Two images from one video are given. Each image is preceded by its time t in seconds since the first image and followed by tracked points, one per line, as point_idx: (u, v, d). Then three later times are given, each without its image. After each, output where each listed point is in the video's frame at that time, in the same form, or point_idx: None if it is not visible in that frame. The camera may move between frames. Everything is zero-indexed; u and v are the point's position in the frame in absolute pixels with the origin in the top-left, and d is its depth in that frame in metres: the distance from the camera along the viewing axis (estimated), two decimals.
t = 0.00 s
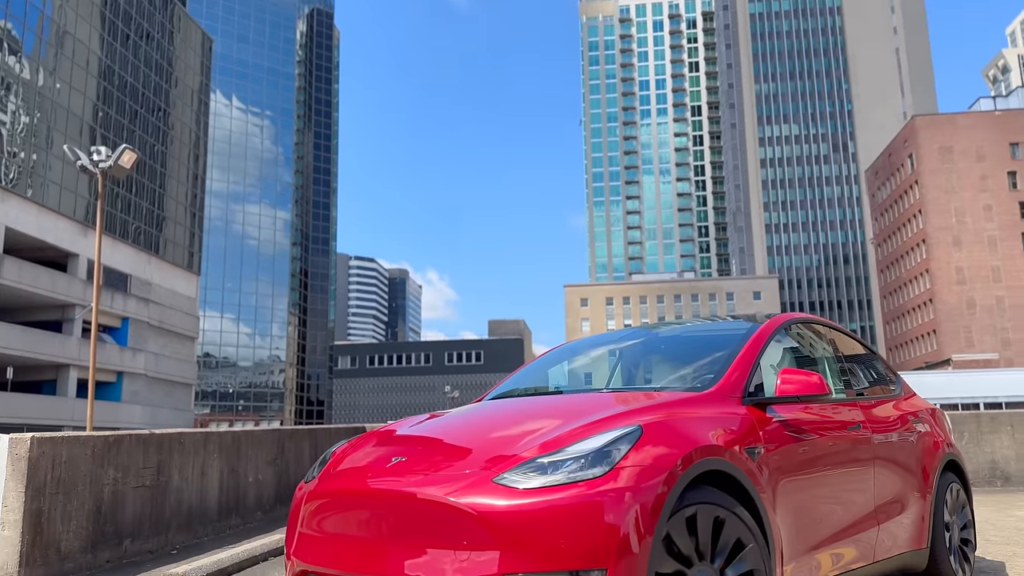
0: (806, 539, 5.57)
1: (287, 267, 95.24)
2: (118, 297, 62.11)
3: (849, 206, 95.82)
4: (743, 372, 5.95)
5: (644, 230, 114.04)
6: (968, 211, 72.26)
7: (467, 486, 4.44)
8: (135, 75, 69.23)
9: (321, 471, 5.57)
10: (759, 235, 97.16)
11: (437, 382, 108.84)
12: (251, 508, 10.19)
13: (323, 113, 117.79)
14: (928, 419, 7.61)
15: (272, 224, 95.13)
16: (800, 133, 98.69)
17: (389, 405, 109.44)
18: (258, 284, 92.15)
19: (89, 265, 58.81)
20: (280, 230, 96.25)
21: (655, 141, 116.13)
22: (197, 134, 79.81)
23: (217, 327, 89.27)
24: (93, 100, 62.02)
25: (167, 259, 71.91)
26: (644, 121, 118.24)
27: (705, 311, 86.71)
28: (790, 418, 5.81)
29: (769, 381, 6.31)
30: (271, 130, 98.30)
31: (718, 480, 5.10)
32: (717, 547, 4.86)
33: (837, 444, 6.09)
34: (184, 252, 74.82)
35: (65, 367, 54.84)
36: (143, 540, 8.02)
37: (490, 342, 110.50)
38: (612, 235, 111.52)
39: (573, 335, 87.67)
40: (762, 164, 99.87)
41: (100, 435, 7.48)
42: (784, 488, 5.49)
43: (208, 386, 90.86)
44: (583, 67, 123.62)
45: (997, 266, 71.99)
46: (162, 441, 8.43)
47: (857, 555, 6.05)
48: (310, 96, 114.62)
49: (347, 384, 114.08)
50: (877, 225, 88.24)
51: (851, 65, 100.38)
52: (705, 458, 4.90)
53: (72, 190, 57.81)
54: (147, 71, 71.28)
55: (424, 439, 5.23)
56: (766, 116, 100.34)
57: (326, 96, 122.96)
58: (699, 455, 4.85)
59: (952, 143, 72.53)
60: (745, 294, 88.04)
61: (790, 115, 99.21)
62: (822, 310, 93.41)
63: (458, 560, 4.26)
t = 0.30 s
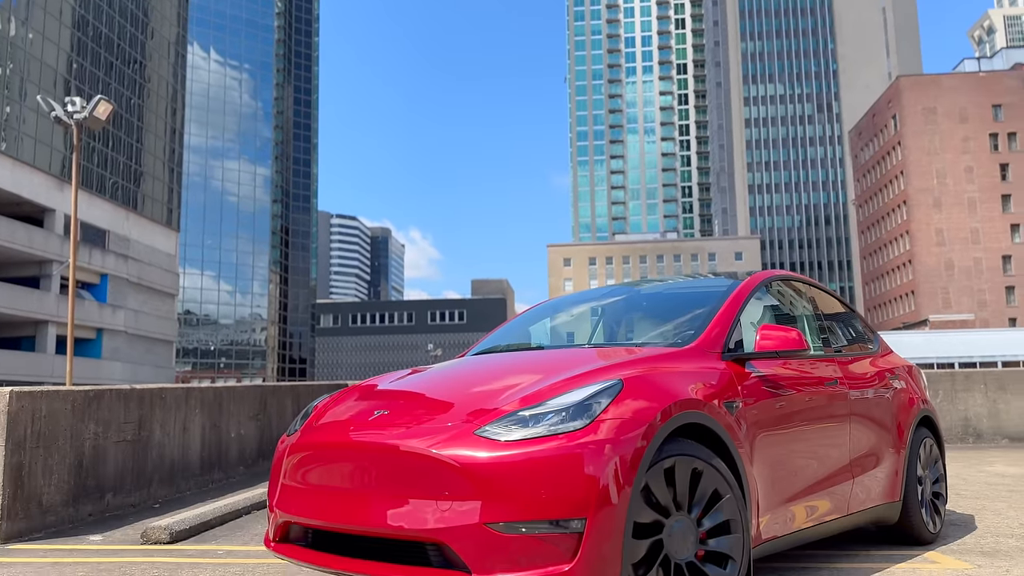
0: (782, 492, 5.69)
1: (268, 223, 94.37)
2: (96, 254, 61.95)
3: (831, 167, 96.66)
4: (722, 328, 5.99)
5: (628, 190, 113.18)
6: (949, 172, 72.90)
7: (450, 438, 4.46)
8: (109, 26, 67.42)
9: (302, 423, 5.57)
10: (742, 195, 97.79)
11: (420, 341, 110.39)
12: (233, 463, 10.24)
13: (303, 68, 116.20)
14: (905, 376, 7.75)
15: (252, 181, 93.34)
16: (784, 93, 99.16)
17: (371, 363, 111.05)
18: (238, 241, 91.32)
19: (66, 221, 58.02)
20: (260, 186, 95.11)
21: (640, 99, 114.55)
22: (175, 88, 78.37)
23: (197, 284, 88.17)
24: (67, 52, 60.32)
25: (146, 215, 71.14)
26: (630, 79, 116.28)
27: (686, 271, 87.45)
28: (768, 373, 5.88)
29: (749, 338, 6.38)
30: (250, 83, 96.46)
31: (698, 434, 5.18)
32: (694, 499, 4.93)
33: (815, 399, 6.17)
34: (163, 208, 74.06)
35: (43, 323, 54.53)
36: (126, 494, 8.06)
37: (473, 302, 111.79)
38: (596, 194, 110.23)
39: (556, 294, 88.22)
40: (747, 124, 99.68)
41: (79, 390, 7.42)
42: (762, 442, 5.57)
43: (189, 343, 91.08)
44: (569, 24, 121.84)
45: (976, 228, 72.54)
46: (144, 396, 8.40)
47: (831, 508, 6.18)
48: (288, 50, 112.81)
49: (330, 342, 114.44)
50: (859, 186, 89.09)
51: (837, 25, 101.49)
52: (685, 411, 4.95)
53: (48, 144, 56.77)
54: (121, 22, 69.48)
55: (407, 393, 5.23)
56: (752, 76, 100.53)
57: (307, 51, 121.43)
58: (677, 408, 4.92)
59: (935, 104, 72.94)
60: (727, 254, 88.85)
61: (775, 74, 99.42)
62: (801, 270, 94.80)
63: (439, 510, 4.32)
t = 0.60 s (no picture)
0: (760, 451, 5.77)
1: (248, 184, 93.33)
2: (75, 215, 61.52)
3: (816, 132, 97.23)
4: (704, 290, 6.01)
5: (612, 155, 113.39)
6: (932, 138, 73.35)
7: (432, 397, 4.46)
8: None
9: (284, 383, 5.55)
10: (727, 160, 98.18)
11: (404, 305, 111.04)
12: (216, 424, 10.25)
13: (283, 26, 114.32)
14: (884, 338, 7.84)
15: (230, 141, 92.32)
16: (770, 57, 99.33)
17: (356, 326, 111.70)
18: (218, 203, 90.35)
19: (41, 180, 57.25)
20: (240, 147, 93.79)
21: (626, 62, 114.43)
22: (151, 45, 76.86)
23: (177, 247, 87.17)
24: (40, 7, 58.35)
25: (124, 176, 70.29)
26: (615, 41, 115.95)
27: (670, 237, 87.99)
28: (749, 334, 5.93)
29: (731, 299, 6.42)
30: (229, 42, 94.62)
31: (679, 394, 5.23)
32: (675, 456, 4.98)
33: (794, 361, 6.23)
34: (142, 167, 73.30)
35: (22, 285, 54.01)
36: (108, 455, 8.05)
37: (456, 267, 112.06)
38: (580, 158, 109.89)
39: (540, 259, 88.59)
40: (733, 88, 99.76)
41: (59, 350, 7.36)
42: (742, 403, 5.64)
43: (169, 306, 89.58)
44: None
45: (957, 195, 73.12)
46: (124, 356, 8.34)
47: (808, 466, 6.30)
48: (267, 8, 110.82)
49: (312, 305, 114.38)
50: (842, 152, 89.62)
51: None
52: (667, 370, 4.99)
53: (22, 101, 55.74)
54: None
55: (389, 353, 5.22)
56: (738, 39, 100.35)
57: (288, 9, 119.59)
58: (659, 367, 4.95)
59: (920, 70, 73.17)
60: (710, 219, 89.36)
61: (761, 38, 99.52)
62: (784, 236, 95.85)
63: (423, 467, 4.35)
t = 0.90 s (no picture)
0: (740, 418, 5.82)
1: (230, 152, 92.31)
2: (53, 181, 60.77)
3: (801, 103, 97.72)
4: (688, 258, 6.03)
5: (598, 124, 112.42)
6: (917, 109, 73.69)
7: (417, 362, 4.45)
8: None
9: (267, 349, 5.52)
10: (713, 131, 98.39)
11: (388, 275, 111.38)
12: (199, 392, 10.23)
13: None
14: (865, 307, 7.90)
15: (211, 107, 91.19)
16: (757, 27, 99.28)
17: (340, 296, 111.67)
18: (199, 171, 89.27)
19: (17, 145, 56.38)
20: (221, 114, 92.57)
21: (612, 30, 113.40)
22: (130, 9, 75.30)
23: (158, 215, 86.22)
24: None
25: (103, 142, 69.44)
26: (601, 9, 114.84)
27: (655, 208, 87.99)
28: (732, 303, 5.96)
29: (715, 267, 6.44)
30: (209, 5, 92.89)
31: (661, 360, 5.26)
32: (656, 421, 5.02)
33: (775, 329, 6.28)
34: (121, 134, 72.74)
35: None
36: (89, 422, 8.01)
37: (440, 238, 112.02)
38: (566, 128, 108.96)
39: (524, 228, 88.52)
40: (719, 58, 99.75)
41: (39, 317, 7.29)
42: (724, 370, 5.68)
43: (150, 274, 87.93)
44: None
45: (940, 166, 73.52)
46: (104, 323, 8.27)
47: (787, 433, 6.37)
48: None
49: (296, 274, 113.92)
50: (827, 123, 89.89)
51: None
52: (650, 336, 5.01)
53: None
54: None
55: (372, 320, 5.18)
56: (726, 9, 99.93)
57: None
58: (642, 334, 4.96)
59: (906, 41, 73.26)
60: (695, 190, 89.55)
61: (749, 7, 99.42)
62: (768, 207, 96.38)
63: (406, 432, 4.36)
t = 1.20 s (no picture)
0: (722, 390, 5.86)
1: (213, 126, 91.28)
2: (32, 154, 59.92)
3: (788, 80, 98.29)
4: (672, 232, 6.03)
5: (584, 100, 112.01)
6: (902, 87, 73.88)
7: (400, 333, 4.43)
8: None
9: (248, 320, 5.48)
10: (699, 107, 98.74)
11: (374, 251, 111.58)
12: (182, 366, 10.19)
13: None
14: (848, 282, 7.94)
15: (193, 80, 90.02)
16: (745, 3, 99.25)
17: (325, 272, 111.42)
18: (182, 145, 88.21)
19: None
20: (203, 87, 91.39)
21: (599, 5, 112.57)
22: None
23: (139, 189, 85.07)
24: None
25: (82, 114, 68.46)
26: None
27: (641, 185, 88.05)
28: (716, 277, 5.97)
29: (700, 241, 6.44)
30: None
31: (644, 333, 5.28)
32: (639, 394, 5.03)
33: (758, 303, 6.30)
34: (101, 106, 71.70)
35: None
36: (71, 396, 7.95)
37: (426, 215, 111.82)
38: (553, 104, 108.49)
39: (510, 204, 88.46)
40: (707, 34, 99.75)
41: (18, 290, 7.21)
42: (707, 344, 5.71)
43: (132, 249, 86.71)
44: None
45: (925, 144, 73.94)
46: (85, 296, 8.20)
47: (768, 407, 6.42)
48: None
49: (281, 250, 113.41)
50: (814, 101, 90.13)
51: None
52: (634, 309, 5.02)
53: None
54: None
55: (355, 292, 5.14)
56: None
57: None
58: (626, 306, 4.96)
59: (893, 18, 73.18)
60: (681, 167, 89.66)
61: None
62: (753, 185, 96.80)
63: (389, 402, 4.35)
